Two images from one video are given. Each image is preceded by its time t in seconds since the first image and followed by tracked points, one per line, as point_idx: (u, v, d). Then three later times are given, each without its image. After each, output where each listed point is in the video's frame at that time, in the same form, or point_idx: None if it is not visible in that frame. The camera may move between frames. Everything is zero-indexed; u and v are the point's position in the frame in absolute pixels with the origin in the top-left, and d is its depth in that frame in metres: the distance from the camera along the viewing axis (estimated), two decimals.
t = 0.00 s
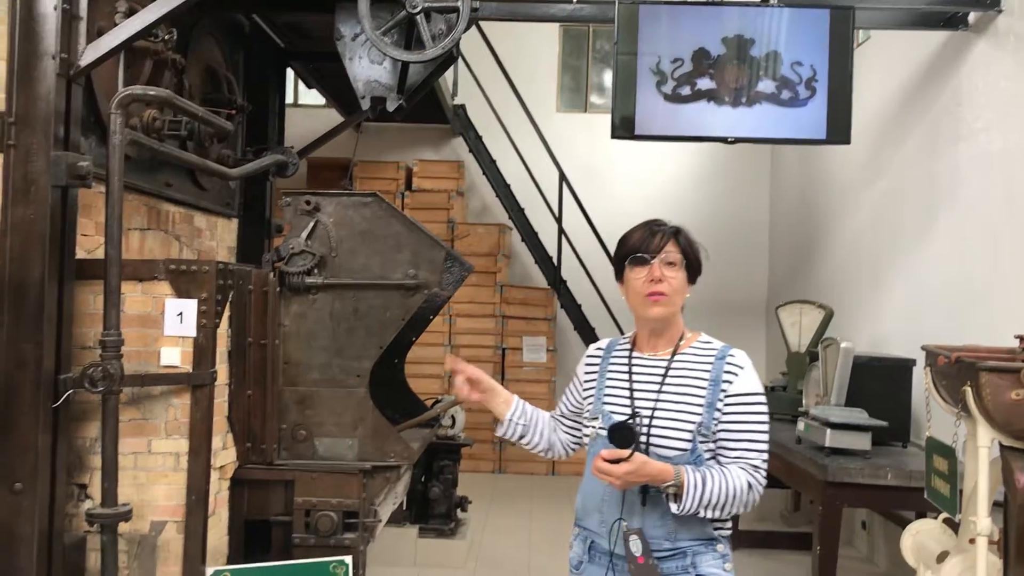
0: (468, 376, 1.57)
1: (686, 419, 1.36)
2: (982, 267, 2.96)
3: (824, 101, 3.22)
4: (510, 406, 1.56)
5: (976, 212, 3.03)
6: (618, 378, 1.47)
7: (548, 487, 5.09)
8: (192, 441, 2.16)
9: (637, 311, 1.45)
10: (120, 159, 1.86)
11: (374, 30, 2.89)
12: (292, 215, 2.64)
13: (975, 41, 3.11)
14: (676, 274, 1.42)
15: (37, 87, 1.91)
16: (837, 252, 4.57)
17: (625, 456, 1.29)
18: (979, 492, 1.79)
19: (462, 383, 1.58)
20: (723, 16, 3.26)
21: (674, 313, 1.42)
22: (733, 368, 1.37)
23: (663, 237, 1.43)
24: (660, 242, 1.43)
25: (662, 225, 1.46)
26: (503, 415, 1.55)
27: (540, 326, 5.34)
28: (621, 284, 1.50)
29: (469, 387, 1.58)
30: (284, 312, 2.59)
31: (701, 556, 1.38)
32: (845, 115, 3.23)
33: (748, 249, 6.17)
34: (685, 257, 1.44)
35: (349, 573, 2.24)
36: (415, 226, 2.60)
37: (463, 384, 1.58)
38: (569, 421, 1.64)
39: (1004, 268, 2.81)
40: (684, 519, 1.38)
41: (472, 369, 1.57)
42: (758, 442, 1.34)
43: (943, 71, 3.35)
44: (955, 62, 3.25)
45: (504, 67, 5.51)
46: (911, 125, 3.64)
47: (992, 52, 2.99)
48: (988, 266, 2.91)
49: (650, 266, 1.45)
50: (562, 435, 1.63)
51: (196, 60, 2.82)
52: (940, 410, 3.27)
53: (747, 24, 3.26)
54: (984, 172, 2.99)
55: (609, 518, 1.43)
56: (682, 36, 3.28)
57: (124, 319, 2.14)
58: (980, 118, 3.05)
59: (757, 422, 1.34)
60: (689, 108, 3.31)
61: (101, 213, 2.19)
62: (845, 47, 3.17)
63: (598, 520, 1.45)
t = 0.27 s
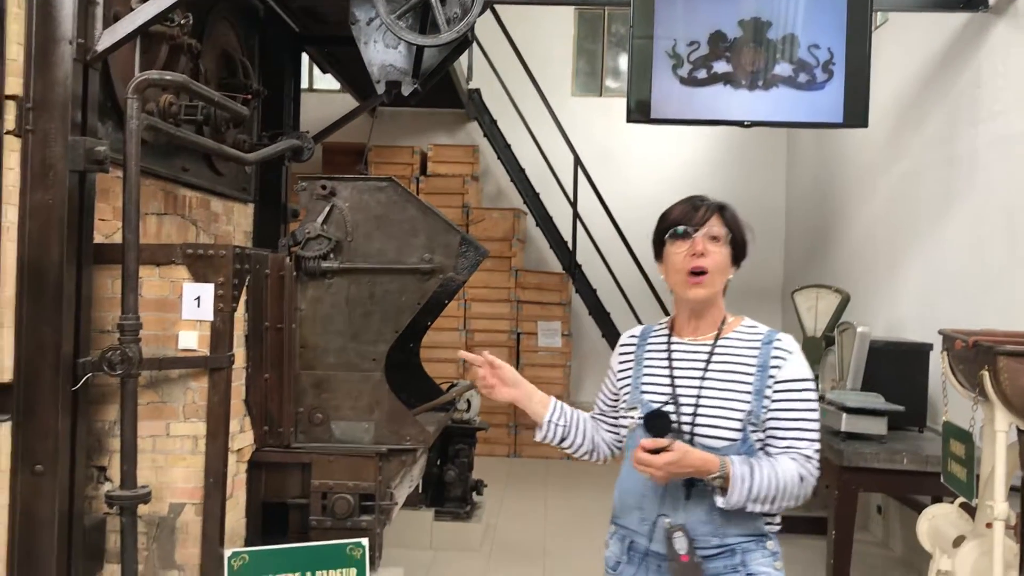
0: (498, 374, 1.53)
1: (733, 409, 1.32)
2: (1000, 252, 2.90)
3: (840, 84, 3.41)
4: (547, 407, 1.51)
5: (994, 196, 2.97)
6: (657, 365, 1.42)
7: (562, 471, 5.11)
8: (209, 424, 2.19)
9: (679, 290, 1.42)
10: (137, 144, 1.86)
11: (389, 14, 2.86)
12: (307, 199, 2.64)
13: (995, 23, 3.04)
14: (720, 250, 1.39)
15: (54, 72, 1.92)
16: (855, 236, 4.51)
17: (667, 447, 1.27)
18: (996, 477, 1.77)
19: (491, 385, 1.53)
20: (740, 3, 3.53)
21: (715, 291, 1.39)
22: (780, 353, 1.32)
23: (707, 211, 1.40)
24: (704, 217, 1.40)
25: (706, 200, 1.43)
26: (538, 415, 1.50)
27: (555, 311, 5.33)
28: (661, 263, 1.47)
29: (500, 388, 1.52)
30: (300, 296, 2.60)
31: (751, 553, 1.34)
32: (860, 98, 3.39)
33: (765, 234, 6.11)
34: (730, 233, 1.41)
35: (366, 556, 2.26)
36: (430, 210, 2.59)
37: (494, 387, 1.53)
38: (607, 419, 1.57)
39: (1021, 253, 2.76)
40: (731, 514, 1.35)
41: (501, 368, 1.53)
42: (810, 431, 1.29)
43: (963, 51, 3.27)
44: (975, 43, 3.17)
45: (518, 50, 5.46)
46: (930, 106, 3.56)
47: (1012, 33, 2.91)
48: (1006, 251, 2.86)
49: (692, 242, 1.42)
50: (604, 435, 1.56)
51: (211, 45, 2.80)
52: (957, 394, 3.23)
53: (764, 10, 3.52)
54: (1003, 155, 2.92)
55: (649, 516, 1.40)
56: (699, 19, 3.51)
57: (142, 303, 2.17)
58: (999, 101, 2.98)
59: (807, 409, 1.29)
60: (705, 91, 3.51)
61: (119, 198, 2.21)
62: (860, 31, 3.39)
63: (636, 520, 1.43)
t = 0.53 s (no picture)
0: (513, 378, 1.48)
1: (768, 401, 1.28)
2: (1008, 243, 2.87)
3: (847, 74, 3.37)
4: (567, 407, 1.47)
5: (1002, 187, 2.94)
6: (683, 358, 1.38)
7: (568, 462, 5.11)
8: (215, 416, 2.19)
9: (705, 275, 1.38)
10: (142, 136, 1.85)
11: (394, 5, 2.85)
12: (312, 190, 2.63)
13: (1002, 11, 2.99)
14: (750, 234, 1.35)
15: (59, 64, 1.91)
16: (861, 226, 4.48)
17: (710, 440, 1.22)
18: (1004, 468, 1.76)
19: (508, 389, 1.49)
20: None
21: (743, 277, 1.35)
22: (813, 342, 1.29)
23: (738, 193, 1.38)
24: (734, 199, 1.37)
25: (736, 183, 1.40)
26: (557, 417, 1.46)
27: (561, 302, 5.31)
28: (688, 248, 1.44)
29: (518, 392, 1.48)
30: (305, 288, 2.61)
31: (785, 558, 1.31)
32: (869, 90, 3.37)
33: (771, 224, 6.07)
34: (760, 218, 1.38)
35: (372, 547, 2.26)
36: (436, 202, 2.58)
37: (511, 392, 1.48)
38: (627, 416, 1.55)
39: None
40: (766, 516, 1.31)
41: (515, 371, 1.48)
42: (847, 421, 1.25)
43: (969, 40, 3.23)
44: (983, 32, 3.12)
45: (524, 41, 5.42)
46: (937, 96, 3.52)
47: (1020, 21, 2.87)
48: (1014, 243, 2.83)
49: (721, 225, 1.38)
50: (625, 433, 1.54)
51: (215, 36, 2.76)
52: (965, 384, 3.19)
53: None
54: (1010, 146, 2.89)
55: (678, 518, 1.36)
56: (705, 9, 3.50)
57: (148, 295, 2.17)
58: (1007, 90, 2.94)
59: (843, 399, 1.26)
60: (711, 82, 3.49)
61: (124, 190, 2.20)
62: (870, 20, 3.34)
63: (663, 520, 1.38)
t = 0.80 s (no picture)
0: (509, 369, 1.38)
1: (775, 401, 1.22)
2: (1008, 235, 2.87)
3: (847, 66, 3.36)
4: (560, 404, 1.39)
5: (1001, 179, 2.93)
6: (685, 353, 1.32)
7: (567, 455, 5.12)
8: (214, 409, 2.19)
9: (707, 264, 1.31)
10: (140, 129, 1.84)
11: None
12: (311, 184, 2.63)
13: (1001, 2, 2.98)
14: (756, 223, 1.29)
15: (57, 58, 1.90)
16: (861, 219, 4.48)
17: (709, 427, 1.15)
18: (1001, 460, 1.76)
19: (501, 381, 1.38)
20: None
21: (747, 267, 1.29)
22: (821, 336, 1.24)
23: (744, 179, 1.32)
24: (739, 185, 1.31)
25: (742, 170, 1.34)
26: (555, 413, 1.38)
27: (561, 296, 5.32)
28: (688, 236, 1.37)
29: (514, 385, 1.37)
30: (305, 282, 2.60)
31: (792, 564, 1.26)
32: (867, 81, 3.37)
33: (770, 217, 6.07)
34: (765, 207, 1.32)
35: (372, 540, 2.27)
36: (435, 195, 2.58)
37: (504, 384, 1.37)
38: (624, 412, 1.48)
39: None
40: (773, 520, 1.26)
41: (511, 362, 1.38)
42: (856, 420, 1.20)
43: (969, 32, 3.22)
44: (982, 23, 3.11)
45: (523, 34, 5.41)
46: (937, 88, 3.51)
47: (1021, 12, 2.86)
48: (1014, 234, 2.83)
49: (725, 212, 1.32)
50: (623, 431, 1.47)
51: (214, 30, 2.75)
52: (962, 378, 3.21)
53: None
54: (1011, 138, 2.88)
55: (681, 524, 1.29)
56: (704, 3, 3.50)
57: (147, 289, 2.17)
58: (1007, 82, 2.93)
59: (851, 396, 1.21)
60: (711, 74, 3.46)
61: (123, 183, 2.20)
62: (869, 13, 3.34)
63: (665, 526, 1.31)
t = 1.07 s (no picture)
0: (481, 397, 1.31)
1: (757, 410, 1.17)
2: (1006, 231, 2.87)
3: (844, 62, 3.36)
4: (535, 423, 1.33)
5: (999, 175, 2.94)
6: (661, 363, 1.25)
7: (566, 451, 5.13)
8: (212, 407, 2.19)
9: (685, 271, 1.25)
10: (138, 127, 1.84)
11: None
12: (309, 181, 2.63)
13: None
14: (739, 232, 1.23)
15: (54, 56, 1.90)
16: (859, 215, 4.48)
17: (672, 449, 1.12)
18: (999, 456, 1.77)
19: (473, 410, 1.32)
20: None
21: (727, 275, 1.23)
22: (804, 343, 1.19)
23: (730, 183, 1.25)
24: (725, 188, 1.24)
25: (730, 170, 1.27)
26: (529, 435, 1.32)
27: (558, 293, 5.35)
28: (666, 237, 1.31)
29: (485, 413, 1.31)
30: (303, 280, 2.60)
31: None
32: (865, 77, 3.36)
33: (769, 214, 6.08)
34: (750, 214, 1.25)
35: (370, 538, 2.27)
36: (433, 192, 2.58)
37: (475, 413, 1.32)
38: (600, 427, 1.40)
39: None
40: (757, 535, 1.19)
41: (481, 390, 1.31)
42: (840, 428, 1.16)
43: (966, 28, 3.22)
44: (980, 19, 3.12)
45: (521, 31, 5.41)
46: (934, 84, 3.52)
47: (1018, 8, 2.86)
48: (1012, 230, 2.83)
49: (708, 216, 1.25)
50: (601, 446, 1.39)
51: (212, 28, 2.74)
52: (960, 374, 3.22)
53: None
54: (1009, 135, 2.88)
55: (659, 542, 1.21)
56: None
57: (145, 287, 2.17)
58: (1005, 79, 2.94)
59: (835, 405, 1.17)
60: (708, 71, 3.48)
61: (121, 181, 2.19)
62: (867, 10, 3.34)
63: (642, 545, 1.23)
